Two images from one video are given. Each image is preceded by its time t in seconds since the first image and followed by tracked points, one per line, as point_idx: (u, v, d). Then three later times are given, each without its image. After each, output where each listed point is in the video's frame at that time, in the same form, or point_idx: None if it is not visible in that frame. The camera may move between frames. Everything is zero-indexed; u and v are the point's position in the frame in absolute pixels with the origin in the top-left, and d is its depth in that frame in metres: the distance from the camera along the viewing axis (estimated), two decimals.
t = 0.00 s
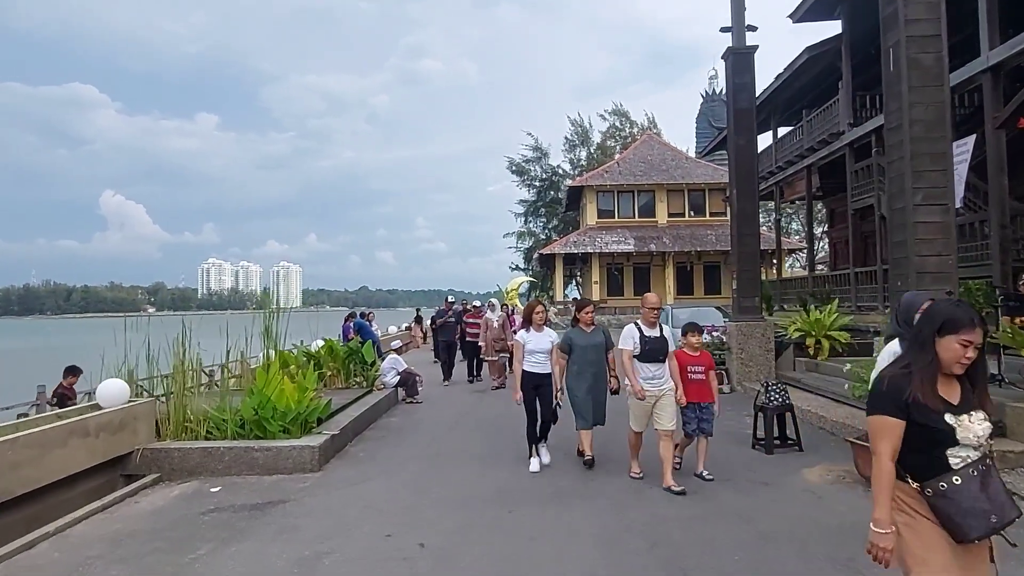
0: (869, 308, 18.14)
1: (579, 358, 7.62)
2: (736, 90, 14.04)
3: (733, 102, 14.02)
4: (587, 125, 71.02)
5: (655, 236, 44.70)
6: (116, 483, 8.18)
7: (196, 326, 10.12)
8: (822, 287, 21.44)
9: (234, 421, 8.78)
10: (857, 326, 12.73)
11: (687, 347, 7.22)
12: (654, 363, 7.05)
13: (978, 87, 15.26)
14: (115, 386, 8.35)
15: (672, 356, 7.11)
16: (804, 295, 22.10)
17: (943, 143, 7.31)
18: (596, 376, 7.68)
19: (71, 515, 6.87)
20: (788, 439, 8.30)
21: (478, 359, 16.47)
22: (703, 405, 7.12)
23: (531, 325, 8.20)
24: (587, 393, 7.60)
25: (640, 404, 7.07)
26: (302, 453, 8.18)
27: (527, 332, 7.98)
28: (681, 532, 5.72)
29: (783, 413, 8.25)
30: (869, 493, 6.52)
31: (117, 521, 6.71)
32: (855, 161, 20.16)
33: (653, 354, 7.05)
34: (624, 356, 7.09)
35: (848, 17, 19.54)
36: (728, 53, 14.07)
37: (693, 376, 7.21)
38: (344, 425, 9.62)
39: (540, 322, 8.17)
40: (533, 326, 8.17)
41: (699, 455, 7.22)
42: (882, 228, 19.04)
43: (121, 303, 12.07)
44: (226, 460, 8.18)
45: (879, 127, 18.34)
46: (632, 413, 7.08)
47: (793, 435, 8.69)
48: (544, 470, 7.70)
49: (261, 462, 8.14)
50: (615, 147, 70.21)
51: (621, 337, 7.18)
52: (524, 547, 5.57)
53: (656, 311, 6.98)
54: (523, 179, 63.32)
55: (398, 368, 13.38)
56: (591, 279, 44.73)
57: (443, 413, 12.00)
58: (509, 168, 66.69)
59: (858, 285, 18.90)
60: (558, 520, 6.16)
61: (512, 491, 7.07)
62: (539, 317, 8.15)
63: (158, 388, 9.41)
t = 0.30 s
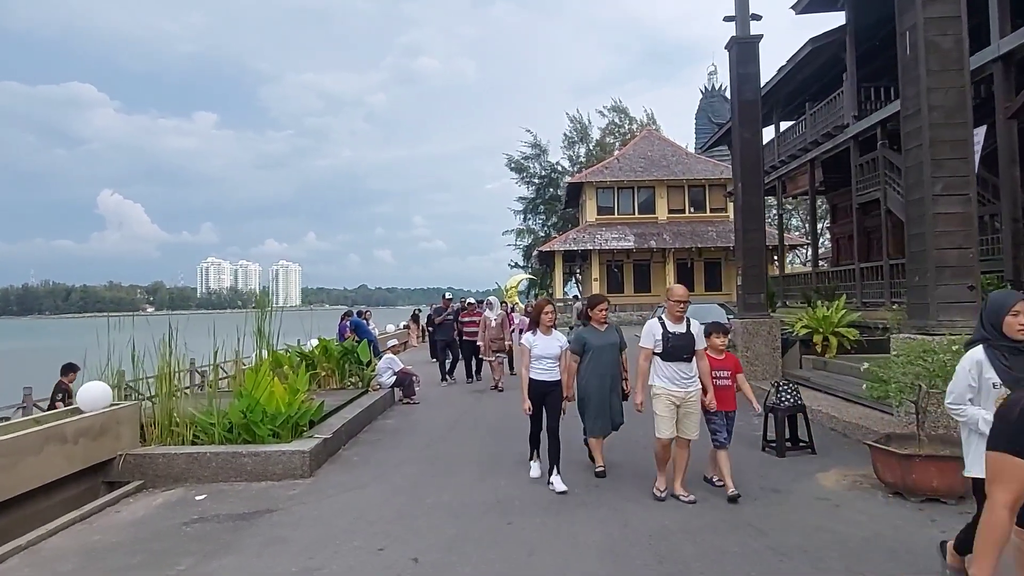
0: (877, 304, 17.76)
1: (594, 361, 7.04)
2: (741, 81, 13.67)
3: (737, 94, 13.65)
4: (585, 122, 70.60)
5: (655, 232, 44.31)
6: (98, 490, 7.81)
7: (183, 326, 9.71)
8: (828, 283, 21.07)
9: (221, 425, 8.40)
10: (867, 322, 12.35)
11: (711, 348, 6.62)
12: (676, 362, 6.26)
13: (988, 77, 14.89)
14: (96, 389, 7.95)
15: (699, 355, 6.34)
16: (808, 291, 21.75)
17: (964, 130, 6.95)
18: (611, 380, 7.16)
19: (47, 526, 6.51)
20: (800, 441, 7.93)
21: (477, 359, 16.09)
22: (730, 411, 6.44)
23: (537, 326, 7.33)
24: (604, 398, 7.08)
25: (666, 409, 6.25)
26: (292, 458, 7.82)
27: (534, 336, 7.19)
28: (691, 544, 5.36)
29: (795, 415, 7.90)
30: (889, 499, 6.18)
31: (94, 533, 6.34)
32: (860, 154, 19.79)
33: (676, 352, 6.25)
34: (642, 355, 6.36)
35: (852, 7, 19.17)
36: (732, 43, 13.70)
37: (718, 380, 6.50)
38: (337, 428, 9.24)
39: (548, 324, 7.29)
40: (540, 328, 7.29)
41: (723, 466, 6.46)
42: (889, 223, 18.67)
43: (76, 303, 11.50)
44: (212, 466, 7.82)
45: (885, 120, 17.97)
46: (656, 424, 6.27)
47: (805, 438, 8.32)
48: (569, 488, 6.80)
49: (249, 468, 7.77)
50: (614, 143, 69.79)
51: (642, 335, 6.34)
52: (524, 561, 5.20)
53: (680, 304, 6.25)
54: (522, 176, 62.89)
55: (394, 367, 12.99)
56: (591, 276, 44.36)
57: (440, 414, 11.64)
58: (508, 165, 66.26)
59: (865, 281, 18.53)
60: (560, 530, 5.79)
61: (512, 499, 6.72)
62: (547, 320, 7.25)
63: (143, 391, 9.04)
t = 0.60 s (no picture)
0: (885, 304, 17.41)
1: (622, 367, 6.40)
2: (748, 75, 13.30)
3: (745, 88, 13.28)
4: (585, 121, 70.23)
5: (657, 232, 43.94)
6: (79, 500, 7.44)
7: (171, 326, 9.25)
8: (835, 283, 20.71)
9: (209, 432, 8.02)
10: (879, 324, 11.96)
11: (743, 353, 5.96)
12: (709, 375, 5.45)
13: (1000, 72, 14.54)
14: (79, 393, 7.53)
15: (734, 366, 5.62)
16: (814, 292, 21.37)
17: (992, 121, 6.58)
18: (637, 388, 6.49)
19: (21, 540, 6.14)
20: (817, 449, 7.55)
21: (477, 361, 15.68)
22: (767, 424, 5.77)
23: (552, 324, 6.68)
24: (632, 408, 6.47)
25: (704, 427, 5.40)
26: (283, 466, 7.44)
27: (549, 336, 6.55)
28: (708, 563, 4.98)
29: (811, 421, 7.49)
30: (916, 512, 5.81)
31: (70, 547, 5.96)
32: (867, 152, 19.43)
33: (708, 364, 5.48)
34: (667, 370, 5.55)
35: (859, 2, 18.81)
36: (740, 36, 13.34)
37: (752, 389, 5.86)
38: (330, 434, 8.86)
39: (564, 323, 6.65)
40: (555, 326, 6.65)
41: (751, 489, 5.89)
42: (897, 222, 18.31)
43: (67, 295, 10.87)
44: (199, 474, 7.44)
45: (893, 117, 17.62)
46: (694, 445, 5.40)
47: (820, 445, 7.94)
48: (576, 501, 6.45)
49: (237, 477, 7.40)
50: (614, 143, 69.42)
51: (666, 348, 5.57)
52: None
53: (708, 309, 5.51)
54: (522, 176, 62.52)
55: (391, 370, 12.61)
56: (592, 276, 43.99)
57: (438, 418, 11.25)
58: (507, 164, 65.90)
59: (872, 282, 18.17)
60: (567, 547, 5.40)
61: (514, 511, 6.35)
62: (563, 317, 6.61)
63: (128, 394, 8.65)
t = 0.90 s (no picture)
0: (892, 304, 17.06)
1: (657, 371, 5.90)
2: (755, 68, 12.96)
3: (752, 82, 12.93)
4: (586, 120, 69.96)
5: (658, 231, 43.61)
6: (57, 506, 7.12)
7: (158, 325, 8.91)
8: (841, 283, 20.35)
9: (195, 435, 7.68)
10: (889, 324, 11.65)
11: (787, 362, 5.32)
12: (744, 380, 4.93)
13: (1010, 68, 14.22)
14: (60, 392, 7.19)
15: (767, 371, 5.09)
16: (819, 291, 21.04)
17: (1019, 112, 6.23)
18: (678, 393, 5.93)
19: None
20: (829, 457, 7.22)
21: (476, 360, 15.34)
22: (809, 443, 5.13)
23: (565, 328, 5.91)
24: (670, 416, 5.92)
25: (735, 445, 4.91)
26: (271, 472, 7.10)
27: (566, 343, 5.74)
28: None
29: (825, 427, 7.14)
30: (939, 526, 5.48)
31: (42, 559, 5.64)
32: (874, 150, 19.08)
33: (743, 367, 4.93)
34: (696, 374, 4.96)
35: None
36: (747, 29, 13.01)
37: (795, 403, 5.21)
38: (323, 437, 8.52)
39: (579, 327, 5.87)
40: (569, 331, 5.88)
41: (822, 520, 5.04)
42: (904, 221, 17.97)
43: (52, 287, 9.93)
44: (183, 480, 7.11)
45: (901, 114, 17.27)
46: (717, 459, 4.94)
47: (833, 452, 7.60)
48: (579, 512, 6.13)
49: (223, 483, 7.07)
50: (615, 141, 69.06)
51: (696, 348, 4.99)
52: None
53: (738, 305, 4.94)
54: (522, 174, 62.19)
55: (388, 370, 12.29)
56: (592, 275, 43.71)
57: (436, 420, 10.91)
58: (508, 162, 65.56)
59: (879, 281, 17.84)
60: (569, 563, 5.06)
61: (512, 523, 6.02)
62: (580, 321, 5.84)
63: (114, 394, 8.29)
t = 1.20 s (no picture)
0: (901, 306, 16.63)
1: (685, 386, 5.10)
2: (764, 62, 12.52)
3: (760, 76, 12.49)
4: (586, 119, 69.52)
5: (658, 231, 43.18)
6: (26, 519, 6.67)
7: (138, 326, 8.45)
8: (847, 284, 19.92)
9: (174, 444, 7.22)
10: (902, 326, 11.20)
11: (854, 375, 4.68)
12: (804, 404, 4.32)
13: None
14: (30, 397, 6.74)
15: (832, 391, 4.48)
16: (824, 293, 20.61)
17: None
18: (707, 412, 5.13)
19: None
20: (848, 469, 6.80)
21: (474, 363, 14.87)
22: (879, 470, 4.51)
23: (590, 331, 5.28)
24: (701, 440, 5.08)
25: (791, 482, 4.33)
26: (253, 484, 6.66)
27: (592, 348, 5.14)
28: None
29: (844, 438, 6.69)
30: (972, 549, 5.04)
31: None
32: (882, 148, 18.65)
33: (803, 388, 4.33)
34: (750, 393, 4.34)
35: None
36: (755, 21, 12.57)
37: (861, 424, 4.59)
38: (310, 446, 8.07)
39: (604, 331, 5.24)
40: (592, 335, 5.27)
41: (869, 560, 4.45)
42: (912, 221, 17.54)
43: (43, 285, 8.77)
44: (159, 492, 6.66)
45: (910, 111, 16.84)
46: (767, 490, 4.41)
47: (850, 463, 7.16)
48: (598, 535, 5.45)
49: (201, 496, 6.63)
50: (615, 141, 68.61)
51: (748, 364, 4.38)
52: None
53: (800, 314, 4.33)
54: (521, 174, 61.74)
55: (381, 373, 11.86)
56: (591, 275, 43.27)
57: (432, 427, 10.45)
58: (507, 162, 65.11)
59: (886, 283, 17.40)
60: None
61: (510, 544, 5.57)
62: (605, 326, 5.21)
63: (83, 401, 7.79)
